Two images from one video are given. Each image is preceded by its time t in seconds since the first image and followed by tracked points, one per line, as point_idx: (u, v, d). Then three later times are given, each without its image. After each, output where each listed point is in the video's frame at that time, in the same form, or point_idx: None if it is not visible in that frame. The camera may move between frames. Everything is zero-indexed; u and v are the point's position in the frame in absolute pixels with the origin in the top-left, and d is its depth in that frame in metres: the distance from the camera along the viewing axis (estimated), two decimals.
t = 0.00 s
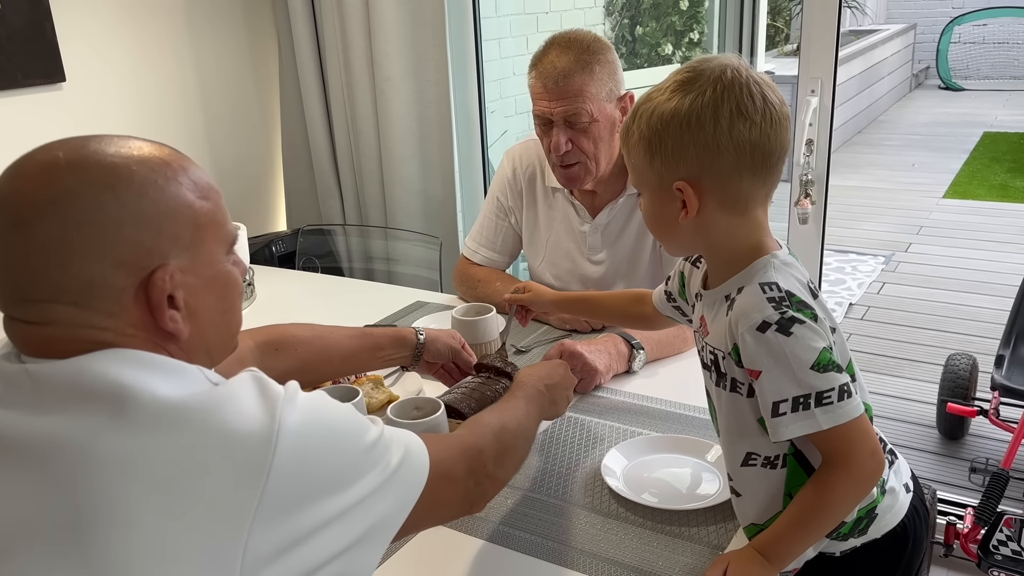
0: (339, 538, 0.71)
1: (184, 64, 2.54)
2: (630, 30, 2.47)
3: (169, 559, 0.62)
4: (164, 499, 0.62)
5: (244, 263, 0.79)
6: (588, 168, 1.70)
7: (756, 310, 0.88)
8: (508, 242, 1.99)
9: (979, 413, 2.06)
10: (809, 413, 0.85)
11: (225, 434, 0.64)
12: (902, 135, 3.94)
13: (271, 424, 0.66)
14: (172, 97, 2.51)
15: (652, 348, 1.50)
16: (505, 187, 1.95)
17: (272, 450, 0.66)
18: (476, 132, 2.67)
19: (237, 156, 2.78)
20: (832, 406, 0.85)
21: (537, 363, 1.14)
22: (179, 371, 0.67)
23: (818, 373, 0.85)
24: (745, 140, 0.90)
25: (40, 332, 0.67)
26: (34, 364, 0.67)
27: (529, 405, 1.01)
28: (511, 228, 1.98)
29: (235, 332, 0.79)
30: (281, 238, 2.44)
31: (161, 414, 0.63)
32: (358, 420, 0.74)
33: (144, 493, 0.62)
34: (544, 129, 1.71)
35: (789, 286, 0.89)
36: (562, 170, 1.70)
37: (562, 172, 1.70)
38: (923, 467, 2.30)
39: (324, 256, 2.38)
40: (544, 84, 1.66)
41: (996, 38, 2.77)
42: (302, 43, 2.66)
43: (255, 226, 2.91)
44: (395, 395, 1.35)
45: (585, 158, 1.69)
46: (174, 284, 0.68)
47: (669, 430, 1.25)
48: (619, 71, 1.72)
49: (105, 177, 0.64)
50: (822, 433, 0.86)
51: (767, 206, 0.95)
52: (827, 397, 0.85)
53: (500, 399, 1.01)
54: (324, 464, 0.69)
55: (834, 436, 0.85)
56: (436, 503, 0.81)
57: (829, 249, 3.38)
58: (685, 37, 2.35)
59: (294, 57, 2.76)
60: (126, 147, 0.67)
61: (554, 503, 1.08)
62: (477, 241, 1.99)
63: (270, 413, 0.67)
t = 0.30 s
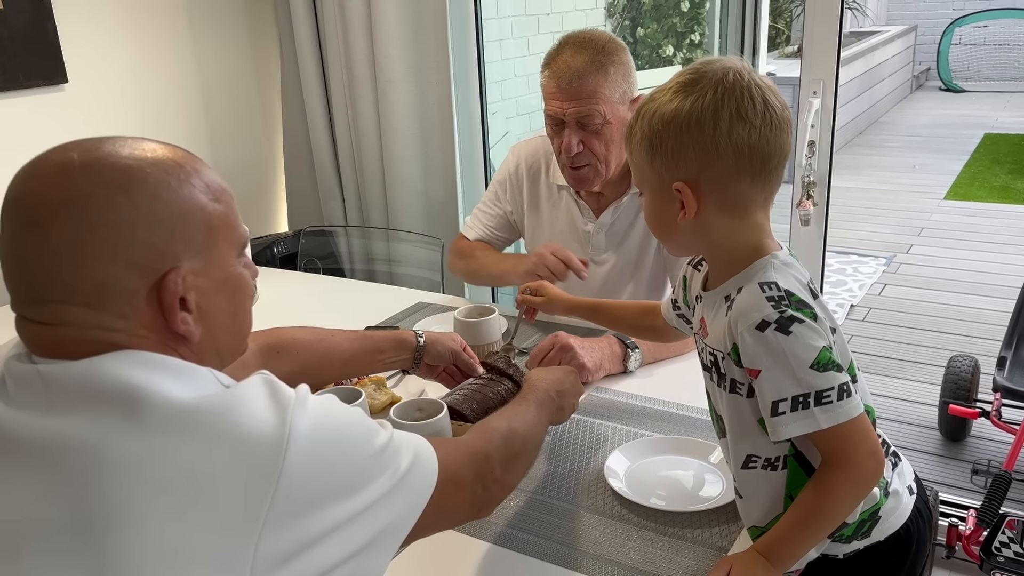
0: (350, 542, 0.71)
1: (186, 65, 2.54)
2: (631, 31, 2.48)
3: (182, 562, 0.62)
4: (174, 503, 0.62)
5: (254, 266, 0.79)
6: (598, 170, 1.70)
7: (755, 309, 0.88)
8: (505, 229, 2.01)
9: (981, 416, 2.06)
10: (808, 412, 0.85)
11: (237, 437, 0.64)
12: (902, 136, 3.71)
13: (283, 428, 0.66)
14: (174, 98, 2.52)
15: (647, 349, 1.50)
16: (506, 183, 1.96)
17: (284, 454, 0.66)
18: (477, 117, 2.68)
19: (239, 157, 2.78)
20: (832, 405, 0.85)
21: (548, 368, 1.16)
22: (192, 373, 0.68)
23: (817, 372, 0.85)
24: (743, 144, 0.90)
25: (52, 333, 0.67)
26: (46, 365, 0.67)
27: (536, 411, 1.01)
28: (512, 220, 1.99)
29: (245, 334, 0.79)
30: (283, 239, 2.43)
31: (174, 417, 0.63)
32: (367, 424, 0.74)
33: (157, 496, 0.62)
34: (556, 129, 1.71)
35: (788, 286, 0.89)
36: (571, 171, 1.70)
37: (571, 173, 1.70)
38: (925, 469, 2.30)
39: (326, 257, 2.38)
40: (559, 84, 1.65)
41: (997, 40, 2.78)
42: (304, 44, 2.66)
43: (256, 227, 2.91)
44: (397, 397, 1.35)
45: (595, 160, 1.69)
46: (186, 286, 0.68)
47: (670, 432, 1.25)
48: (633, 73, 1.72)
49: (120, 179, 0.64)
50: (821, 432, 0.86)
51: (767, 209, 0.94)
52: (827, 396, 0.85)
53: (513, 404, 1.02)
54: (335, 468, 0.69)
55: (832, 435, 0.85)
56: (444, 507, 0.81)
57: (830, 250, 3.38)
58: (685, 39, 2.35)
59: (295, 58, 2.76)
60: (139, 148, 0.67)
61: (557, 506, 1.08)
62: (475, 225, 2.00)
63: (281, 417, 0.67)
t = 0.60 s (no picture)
0: (351, 545, 0.71)
1: (187, 65, 2.54)
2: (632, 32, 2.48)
3: (182, 565, 0.62)
4: (173, 505, 0.62)
5: (255, 268, 0.79)
6: (613, 172, 1.71)
7: (746, 295, 0.88)
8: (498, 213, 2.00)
9: (981, 417, 2.06)
10: (793, 396, 0.85)
11: (236, 439, 0.64)
12: (902, 136, 3.69)
13: (284, 431, 0.66)
14: (175, 99, 2.52)
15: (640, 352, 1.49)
16: (514, 181, 1.96)
17: (283, 456, 0.65)
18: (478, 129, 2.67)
19: (240, 157, 2.78)
20: (817, 389, 0.84)
21: (549, 372, 1.16)
22: (191, 375, 0.68)
23: (803, 357, 0.85)
24: (739, 138, 0.90)
25: (52, 335, 0.67)
26: (45, 367, 0.67)
27: (535, 413, 1.01)
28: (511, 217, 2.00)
29: (246, 336, 0.79)
30: (283, 238, 2.39)
31: (174, 419, 0.63)
32: (367, 427, 0.74)
33: (157, 498, 0.62)
34: (571, 130, 1.70)
35: (778, 273, 0.89)
36: (585, 174, 1.71)
37: (585, 176, 1.71)
38: (926, 470, 2.30)
39: (326, 257, 2.38)
40: (576, 85, 1.64)
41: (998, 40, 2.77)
42: (304, 45, 2.66)
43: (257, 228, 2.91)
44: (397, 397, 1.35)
45: (611, 162, 1.69)
46: (186, 288, 0.68)
47: (672, 433, 1.25)
48: (651, 76, 1.71)
49: (119, 181, 0.64)
50: (807, 415, 0.85)
51: (765, 205, 0.94)
52: (812, 379, 0.84)
53: (513, 405, 1.02)
54: (335, 471, 0.68)
55: (819, 419, 0.85)
56: (445, 510, 0.81)
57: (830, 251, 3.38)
58: (686, 40, 2.35)
59: (296, 58, 2.76)
60: (137, 149, 0.67)
61: (556, 507, 1.08)
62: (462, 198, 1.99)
63: (281, 418, 0.67)
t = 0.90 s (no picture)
0: (351, 545, 0.70)
1: (187, 64, 2.54)
2: (632, 33, 2.48)
3: (181, 565, 0.62)
4: (171, 505, 0.62)
5: (253, 267, 0.79)
6: (615, 182, 1.71)
7: (758, 280, 0.88)
8: (494, 218, 1.97)
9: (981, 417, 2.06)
10: (793, 382, 0.85)
11: (235, 440, 0.64)
12: (903, 137, 3.39)
13: (282, 431, 0.66)
14: (175, 98, 2.51)
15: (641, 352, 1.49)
16: (516, 189, 1.94)
17: (282, 456, 0.65)
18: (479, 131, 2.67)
19: (241, 157, 2.78)
20: (817, 377, 0.84)
21: (550, 371, 1.16)
22: (189, 375, 0.67)
23: (807, 345, 0.85)
24: (753, 123, 0.90)
25: (50, 335, 0.67)
26: (43, 367, 0.67)
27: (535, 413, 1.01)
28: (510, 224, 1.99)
29: (245, 335, 0.79)
30: (283, 239, 2.36)
31: (172, 420, 0.63)
32: (366, 427, 0.74)
33: (156, 499, 0.61)
34: (571, 140, 1.69)
35: (791, 260, 0.89)
36: (587, 186, 1.72)
37: (587, 188, 1.72)
38: (927, 470, 2.29)
39: (326, 257, 2.38)
40: (576, 96, 1.63)
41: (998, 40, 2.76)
42: (305, 44, 2.66)
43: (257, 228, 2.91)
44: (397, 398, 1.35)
45: (614, 171, 1.69)
46: (183, 287, 0.68)
47: (674, 432, 1.25)
48: (652, 84, 1.71)
49: (115, 179, 0.64)
50: (806, 404, 0.85)
51: (782, 192, 0.94)
52: (814, 367, 0.84)
53: (512, 405, 1.02)
54: (334, 471, 0.68)
55: (817, 410, 0.84)
56: (445, 510, 0.81)
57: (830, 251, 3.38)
58: (686, 40, 2.34)
59: (296, 58, 2.76)
60: (133, 147, 0.67)
61: (556, 507, 1.08)
62: (459, 205, 1.96)
63: (279, 418, 0.67)
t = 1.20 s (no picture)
0: (350, 546, 0.70)
1: (187, 63, 2.53)
2: (632, 33, 2.48)
3: (180, 566, 0.62)
4: (170, 505, 0.61)
5: (252, 265, 0.79)
6: (629, 183, 1.72)
7: (769, 282, 0.88)
8: (493, 222, 1.97)
9: (981, 416, 2.05)
10: (804, 387, 0.84)
11: (234, 440, 0.64)
12: (905, 136, 3.34)
13: (282, 431, 0.66)
14: (175, 97, 2.51)
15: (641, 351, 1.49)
16: (513, 193, 1.93)
17: (281, 457, 0.65)
18: (479, 131, 2.67)
19: (240, 155, 2.78)
20: (828, 382, 0.84)
21: (550, 371, 1.16)
22: (188, 375, 0.67)
23: (818, 349, 0.84)
24: (770, 119, 0.89)
25: (48, 335, 0.66)
26: (40, 366, 0.66)
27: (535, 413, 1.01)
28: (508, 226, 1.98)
29: (244, 334, 0.78)
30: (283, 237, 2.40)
31: (170, 420, 0.63)
32: (366, 427, 0.73)
33: (154, 499, 0.61)
34: (582, 145, 1.68)
35: (804, 261, 0.89)
36: (601, 186, 1.70)
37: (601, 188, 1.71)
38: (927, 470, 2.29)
39: (326, 256, 2.37)
40: (589, 97, 1.62)
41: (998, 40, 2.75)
42: (304, 43, 2.65)
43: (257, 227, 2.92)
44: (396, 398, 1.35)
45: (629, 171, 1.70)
46: (182, 286, 0.68)
47: (675, 432, 1.24)
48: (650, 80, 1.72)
49: (113, 177, 0.64)
50: (816, 408, 0.84)
51: (792, 189, 0.94)
52: (824, 372, 0.84)
53: (512, 406, 1.02)
54: (333, 472, 0.68)
55: (827, 413, 0.84)
56: (445, 511, 0.80)
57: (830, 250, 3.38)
58: (686, 39, 2.34)
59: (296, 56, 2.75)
60: (132, 145, 0.66)
61: (556, 507, 1.07)
62: (456, 210, 1.96)
63: (278, 418, 0.67)
